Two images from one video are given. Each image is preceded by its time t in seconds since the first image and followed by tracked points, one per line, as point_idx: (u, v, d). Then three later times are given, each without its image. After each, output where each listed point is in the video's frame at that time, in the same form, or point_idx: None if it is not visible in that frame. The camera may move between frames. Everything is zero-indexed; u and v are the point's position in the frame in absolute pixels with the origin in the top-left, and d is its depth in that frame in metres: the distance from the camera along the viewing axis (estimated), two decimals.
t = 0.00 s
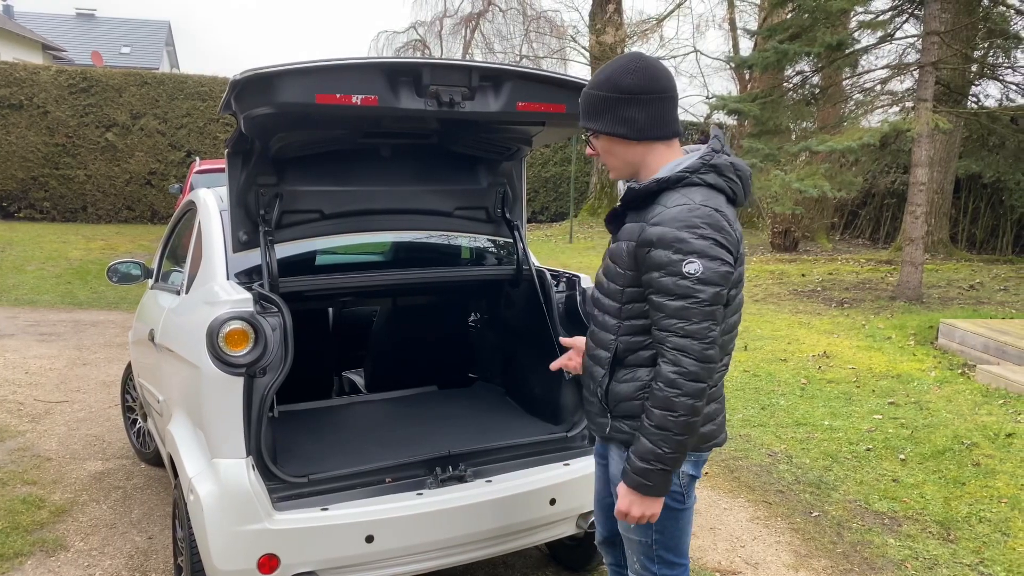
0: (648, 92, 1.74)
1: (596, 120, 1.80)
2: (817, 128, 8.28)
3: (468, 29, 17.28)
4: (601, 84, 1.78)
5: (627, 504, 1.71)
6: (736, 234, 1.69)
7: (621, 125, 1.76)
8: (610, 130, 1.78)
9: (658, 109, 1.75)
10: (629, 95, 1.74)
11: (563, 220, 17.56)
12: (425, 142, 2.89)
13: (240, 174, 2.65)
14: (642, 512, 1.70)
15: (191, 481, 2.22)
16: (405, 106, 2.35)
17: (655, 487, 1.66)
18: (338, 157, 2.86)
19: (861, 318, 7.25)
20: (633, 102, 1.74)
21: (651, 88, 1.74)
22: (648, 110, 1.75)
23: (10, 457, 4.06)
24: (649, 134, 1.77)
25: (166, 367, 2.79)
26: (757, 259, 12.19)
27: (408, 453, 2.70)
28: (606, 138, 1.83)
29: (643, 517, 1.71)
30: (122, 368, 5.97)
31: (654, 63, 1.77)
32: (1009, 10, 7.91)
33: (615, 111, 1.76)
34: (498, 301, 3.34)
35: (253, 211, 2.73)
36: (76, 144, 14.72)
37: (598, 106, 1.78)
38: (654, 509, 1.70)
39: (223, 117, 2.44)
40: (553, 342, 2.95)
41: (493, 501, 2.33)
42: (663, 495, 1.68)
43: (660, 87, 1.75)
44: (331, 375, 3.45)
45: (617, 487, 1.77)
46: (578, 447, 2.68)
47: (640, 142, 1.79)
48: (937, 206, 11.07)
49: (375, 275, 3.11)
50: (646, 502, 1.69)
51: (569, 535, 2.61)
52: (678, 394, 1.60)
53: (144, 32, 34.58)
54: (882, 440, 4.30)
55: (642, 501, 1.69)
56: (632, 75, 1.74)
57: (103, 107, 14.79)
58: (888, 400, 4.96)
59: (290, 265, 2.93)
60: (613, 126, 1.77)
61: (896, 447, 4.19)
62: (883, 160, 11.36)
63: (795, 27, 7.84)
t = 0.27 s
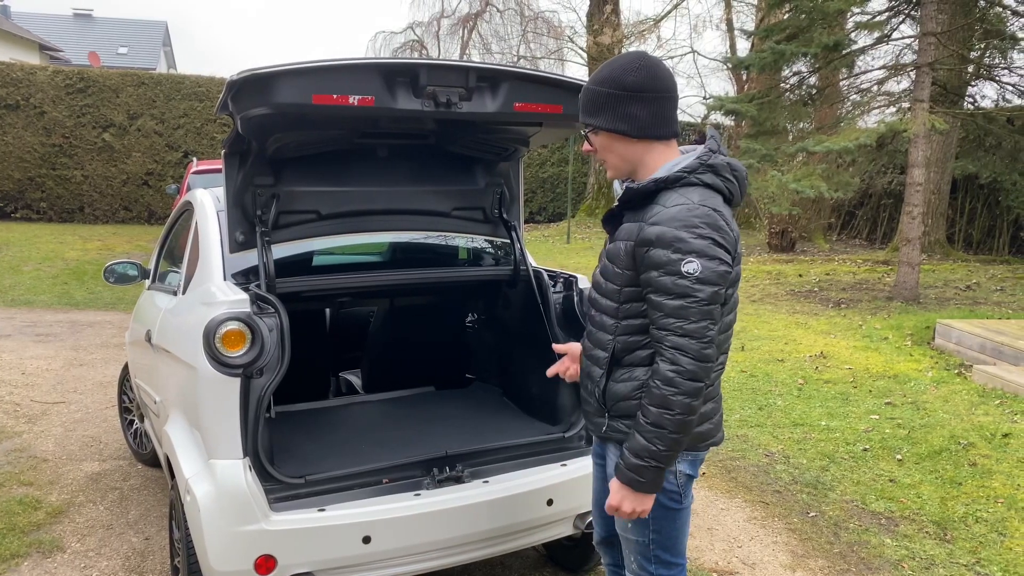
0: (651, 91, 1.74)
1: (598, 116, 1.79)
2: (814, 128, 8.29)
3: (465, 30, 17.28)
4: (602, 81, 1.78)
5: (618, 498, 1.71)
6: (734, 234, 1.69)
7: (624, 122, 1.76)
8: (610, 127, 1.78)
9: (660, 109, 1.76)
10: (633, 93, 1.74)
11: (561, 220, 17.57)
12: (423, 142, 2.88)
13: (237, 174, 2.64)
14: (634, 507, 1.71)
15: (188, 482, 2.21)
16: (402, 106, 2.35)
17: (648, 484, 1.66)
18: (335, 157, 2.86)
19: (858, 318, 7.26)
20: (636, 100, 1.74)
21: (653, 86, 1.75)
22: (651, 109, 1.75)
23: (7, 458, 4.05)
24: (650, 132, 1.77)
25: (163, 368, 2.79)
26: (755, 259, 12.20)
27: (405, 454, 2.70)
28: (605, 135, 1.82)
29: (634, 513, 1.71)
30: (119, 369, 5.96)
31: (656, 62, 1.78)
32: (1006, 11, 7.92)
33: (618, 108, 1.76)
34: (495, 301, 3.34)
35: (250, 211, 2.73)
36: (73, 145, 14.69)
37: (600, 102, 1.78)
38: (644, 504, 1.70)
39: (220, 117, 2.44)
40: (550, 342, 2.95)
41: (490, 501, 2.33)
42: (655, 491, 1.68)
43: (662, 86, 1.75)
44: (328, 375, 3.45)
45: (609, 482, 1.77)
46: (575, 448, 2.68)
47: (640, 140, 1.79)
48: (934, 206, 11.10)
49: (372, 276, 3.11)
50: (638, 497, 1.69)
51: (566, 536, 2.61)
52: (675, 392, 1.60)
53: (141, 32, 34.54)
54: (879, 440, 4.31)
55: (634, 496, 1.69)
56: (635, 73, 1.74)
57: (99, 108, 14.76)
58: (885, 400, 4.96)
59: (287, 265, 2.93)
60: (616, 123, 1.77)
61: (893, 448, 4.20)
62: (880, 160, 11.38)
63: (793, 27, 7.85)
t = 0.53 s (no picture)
0: (684, 90, 1.79)
1: (645, 101, 1.74)
2: (811, 129, 8.30)
3: (463, 30, 17.28)
4: (642, 66, 1.75)
5: (613, 491, 1.70)
6: (738, 233, 1.70)
7: (669, 114, 1.76)
8: (650, 113, 1.75)
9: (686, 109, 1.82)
10: (676, 87, 1.76)
11: (558, 221, 17.57)
12: (421, 142, 2.88)
13: (234, 174, 2.64)
14: (628, 500, 1.70)
15: (186, 483, 2.20)
16: (400, 106, 2.35)
17: (645, 477, 1.66)
18: (332, 157, 2.86)
19: (856, 319, 7.27)
20: (677, 95, 1.77)
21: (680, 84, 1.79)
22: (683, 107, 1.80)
23: (3, 459, 4.04)
24: (679, 130, 1.80)
25: (160, 368, 2.78)
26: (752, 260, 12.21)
27: (402, 454, 2.69)
28: (640, 122, 1.77)
29: (627, 505, 1.71)
30: (116, 369, 5.95)
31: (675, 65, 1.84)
32: (1003, 11, 7.94)
33: (665, 98, 1.74)
34: (493, 302, 3.34)
35: (246, 211, 2.72)
36: (70, 145, 14.66)
37: (648, 89, 1.73)
38: (637, 497, 1.70)
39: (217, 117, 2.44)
40: (548, 342, 2.96)
41: (488, 502, 2.33)
42: (649, 484, 1.69)
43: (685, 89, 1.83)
44: (326, 376, 3.45)
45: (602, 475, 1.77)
46: (572, 448, 2.68)
47: (671, 135, 1.80)
48: (931, 206, 11.12)
49: (370, 276, 3.11)
50: (632, 489, 1.69)
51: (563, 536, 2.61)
52: (681, 388, 1.60)
53: (139, 32, 34.52)
54: (876, 440, 4.32)
55: (629, 488, 1.69)
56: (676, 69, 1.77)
57: (97, 108, 14.74)
58: (882, 400, 4.97)
59: (284, 266, 2.92)
60: (662, 112, 1.75)
61: (890, 448, 4.20)
62: (877, 161, 11.40)
63: (790, 28, 7.86)
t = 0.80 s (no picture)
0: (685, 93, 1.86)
1: (665, 100, 1.77)
2: (808, 129, 8.31)
3: (461, 30, 17.30)
4: (655, 64, 1.77)
5: (654, 494, 1.69)
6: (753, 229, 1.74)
7: (680, 113, 1.81)
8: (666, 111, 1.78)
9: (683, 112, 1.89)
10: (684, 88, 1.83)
11: (556, 221, 17.58)
12: (419, 142, 2.88)
13: (231, 174, 2.64)
14: (668, 502, 1.70)
15: (183, 483, 2.20)
16: (398, 106, 2.35)
17: (687, 476, 1.66)
18: (330, 157, 2.86)
19: (853, 319, 7.27)
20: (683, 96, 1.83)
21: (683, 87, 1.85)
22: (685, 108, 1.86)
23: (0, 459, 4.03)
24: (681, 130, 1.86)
25: (157, 368, 2.78)
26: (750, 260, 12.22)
27: (399, 455, 2.70)
28: (658, 119, 1.79)
29: (668, 507, 1.70)
30: (113, 369, 5.95)
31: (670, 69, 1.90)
32: (1000, 12, 7.95)
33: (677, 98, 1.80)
34: (490, 302, 3.34)
35: (244, 211, 2.72)
36: (68, 145, 14.64)
37: (667, 86, 1.77)
38: (676, 498, 1.69)
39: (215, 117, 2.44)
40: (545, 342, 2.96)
41: (485, 502, 2.33)
42: (690, 483, 1.69)
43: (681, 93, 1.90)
44: (324, 376, 3.45)
45: (638, 479, 1.74)
46: (570, 448, 2.68)
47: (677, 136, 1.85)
48: (928, 206, 11.14)
49: (368, 276, 3.11)
50: (675, 491, 1.69)
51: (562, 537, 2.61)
52: (720, 384, 1.61)
53: (137, 32, 34.49)
54: (874, 440, 4.33)
55: (672, 490, 1.68)
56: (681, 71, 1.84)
57: (94, 107, 14.72)
58: (880, 400, 4.98)
59: (282, 266, 2.92)
60: (676, 112, 1.80)
61: (888, 448, 4.21)
62: (875, 161, 11.41)
63: (788, 28, 7.87)
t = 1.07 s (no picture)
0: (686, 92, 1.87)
1: (669, 99, 1.77)
2: (806, 128, 8.32)
3: (459, 29, 17.29)
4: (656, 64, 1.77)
5: (682, 501, 1.68)
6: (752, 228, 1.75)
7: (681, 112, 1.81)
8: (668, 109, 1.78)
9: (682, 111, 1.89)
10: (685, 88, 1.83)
11: (555, 220, 17.59)
12: (416, 141, 2.88)
13: (229, 173, 2.63)
14: (696, 507, 1.70)
15: (180, 482, 2.20)
16: (395, 105, 2.34)
17: (711, 480, 1.66)
18: (328, 157, 2.85)
19: (851, 318, 7.28)
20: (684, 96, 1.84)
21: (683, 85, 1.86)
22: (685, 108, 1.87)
23: None
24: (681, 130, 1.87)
25: (155, 368, 2.78)
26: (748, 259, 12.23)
27: (397, 454, 2.69)
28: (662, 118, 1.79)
29: (694, 512, 1.70)
30: (111, 369, 5.94)
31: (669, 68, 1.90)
32: (998, 11, 7.95)
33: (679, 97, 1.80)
34: (488, 301, 3.34)
35: (242, 210, 2.72)
36: (65, 144, 14.62)
37: (670, 86, 1.77)
38: (702, 502, 1.70)
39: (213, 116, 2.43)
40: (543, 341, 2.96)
41: (483, 501, 2.33)
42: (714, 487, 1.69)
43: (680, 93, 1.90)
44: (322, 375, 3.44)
45: (664, 487, 1.72)
46: (568, 447, 2.68)
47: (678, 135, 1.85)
48: (926, 206, 11.15)
49: (365, 275, 3.11)
50: (701, 497, 1.68)
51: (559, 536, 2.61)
52: (732, 384, 1.61)
53: (135, 31, 34.46)
54: (872, 439, 4.33)
55: (699, 496, 1.68)
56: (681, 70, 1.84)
57: (92, 107, 14.70)
58: (878, 399, 4.99)
59: (279, 265, 2.92)
60: (678, 111, 1.80)
61: (885, 447, 4.21)
62: (873, 160, 11.42)
63: (786, 27, 7.88)
